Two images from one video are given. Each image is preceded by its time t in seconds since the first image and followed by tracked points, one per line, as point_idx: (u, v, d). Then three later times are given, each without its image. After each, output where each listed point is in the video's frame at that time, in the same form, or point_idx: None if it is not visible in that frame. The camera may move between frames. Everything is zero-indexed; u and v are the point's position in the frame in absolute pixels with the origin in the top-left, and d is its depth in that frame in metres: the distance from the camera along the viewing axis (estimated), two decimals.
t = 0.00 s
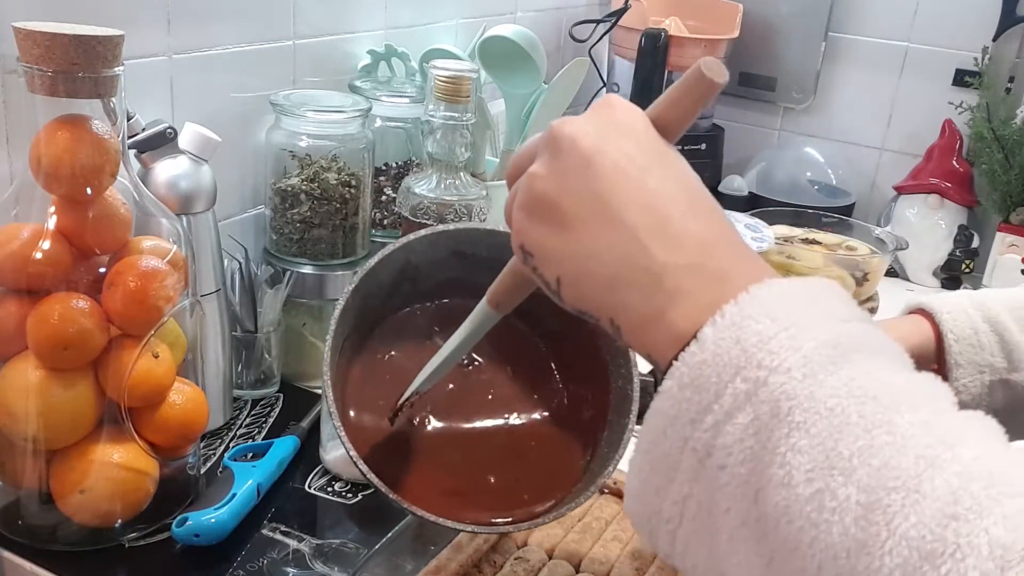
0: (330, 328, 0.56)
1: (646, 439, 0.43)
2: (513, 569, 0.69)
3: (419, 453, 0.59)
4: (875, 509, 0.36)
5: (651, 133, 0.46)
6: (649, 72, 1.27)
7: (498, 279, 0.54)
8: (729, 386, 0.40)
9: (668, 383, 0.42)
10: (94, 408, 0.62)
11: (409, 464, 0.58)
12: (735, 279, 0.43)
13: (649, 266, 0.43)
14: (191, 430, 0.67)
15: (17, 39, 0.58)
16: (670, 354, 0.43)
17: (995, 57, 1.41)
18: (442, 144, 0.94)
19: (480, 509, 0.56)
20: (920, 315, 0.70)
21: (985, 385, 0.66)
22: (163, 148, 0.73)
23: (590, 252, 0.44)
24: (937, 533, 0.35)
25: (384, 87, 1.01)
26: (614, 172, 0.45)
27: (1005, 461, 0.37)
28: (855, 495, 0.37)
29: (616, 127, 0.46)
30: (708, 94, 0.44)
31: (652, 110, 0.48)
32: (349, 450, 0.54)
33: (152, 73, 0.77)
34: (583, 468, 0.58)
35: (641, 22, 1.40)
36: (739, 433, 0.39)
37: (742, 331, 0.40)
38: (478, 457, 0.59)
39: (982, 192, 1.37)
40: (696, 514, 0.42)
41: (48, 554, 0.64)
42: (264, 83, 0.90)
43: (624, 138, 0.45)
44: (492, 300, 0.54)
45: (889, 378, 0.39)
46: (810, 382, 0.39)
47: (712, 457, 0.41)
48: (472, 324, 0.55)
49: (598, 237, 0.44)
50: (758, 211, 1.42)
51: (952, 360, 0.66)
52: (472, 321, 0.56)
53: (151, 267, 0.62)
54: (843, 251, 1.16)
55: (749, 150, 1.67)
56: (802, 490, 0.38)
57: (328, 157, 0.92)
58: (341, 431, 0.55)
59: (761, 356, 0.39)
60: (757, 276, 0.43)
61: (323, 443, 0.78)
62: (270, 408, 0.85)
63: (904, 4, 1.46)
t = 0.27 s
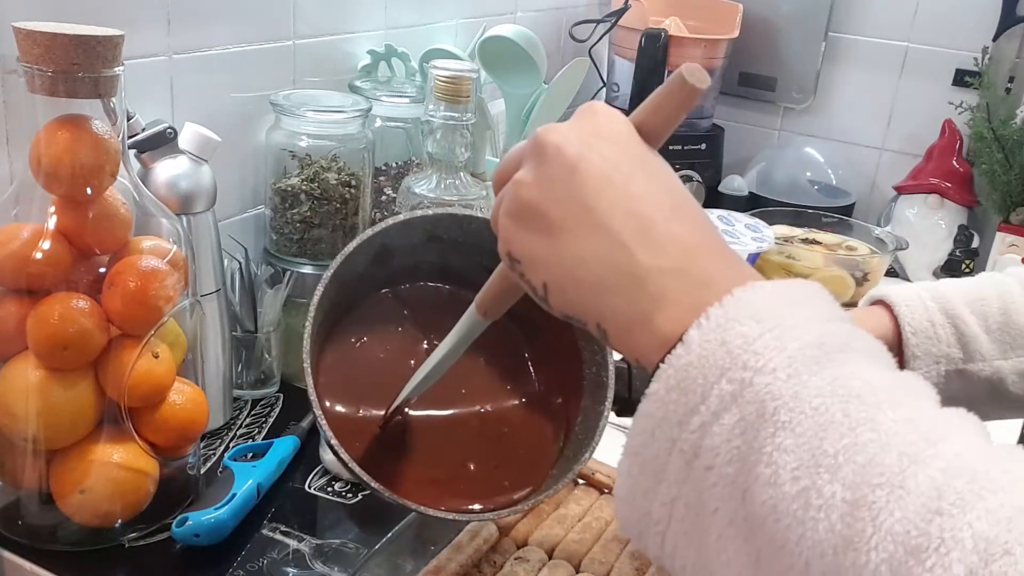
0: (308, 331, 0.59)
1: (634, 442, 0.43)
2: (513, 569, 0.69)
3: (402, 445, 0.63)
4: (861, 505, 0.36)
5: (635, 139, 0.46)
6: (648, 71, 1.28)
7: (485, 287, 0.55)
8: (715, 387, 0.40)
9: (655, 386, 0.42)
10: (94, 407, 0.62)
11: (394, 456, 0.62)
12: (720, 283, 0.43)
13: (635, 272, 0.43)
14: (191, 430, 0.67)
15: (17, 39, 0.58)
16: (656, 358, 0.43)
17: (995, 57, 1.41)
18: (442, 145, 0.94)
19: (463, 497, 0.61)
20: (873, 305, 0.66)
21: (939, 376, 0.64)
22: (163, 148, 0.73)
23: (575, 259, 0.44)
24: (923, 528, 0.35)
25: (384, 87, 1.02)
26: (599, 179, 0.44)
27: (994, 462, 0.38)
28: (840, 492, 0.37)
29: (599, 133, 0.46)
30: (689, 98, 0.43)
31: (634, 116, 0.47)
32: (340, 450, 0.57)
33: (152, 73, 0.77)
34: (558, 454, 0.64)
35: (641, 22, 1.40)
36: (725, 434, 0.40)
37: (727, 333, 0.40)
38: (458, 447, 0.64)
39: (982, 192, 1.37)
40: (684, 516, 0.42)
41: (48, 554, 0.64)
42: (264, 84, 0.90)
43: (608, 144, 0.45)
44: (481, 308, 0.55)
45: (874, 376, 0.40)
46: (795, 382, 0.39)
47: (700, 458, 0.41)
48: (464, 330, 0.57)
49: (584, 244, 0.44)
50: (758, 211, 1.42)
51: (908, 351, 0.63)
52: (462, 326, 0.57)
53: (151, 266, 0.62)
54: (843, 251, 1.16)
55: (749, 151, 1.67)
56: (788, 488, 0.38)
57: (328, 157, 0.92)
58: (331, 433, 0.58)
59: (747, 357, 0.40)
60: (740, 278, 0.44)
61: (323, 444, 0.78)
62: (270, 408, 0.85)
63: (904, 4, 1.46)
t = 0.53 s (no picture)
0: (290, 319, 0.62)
1: (622, 420, 0.44)
2: (513, 569, 0.68)
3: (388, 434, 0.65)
4: (842, 479, 0.37)
5: (620, 129, 0.47)
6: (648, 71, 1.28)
7: (471, 278, 0.55)
8: (699, 366, 0.40)
9: (640, 367, 0.43)
10: (94, 407, 0.62)
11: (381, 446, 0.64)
12: (702, 266, 0.44)
13: (620, 256, 0.44)
14: (191, 430, 0.67)
15: (17, 39, 0.58)
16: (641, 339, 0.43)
17: (995, 57, 1.41)
18: (442, 145, 0.94)
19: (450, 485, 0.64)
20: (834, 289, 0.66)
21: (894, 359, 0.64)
22: (163, 148, 0.73)
23: (561, 244, 0.45)
24: (902, 499, 0.36)
25: (384, 87, 1.02)
26: (583, 166, 0.45)
27: (978, 440, 0.38)
28: (822, 467, 0.37)
29: (584, 122, 0.47)
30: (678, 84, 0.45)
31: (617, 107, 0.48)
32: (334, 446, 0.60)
33: (152, 73, 0.77)
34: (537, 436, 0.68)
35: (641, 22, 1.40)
36: (710, 412, 0.40)
37: (712, 314, 0.41)
38: (441, 433, 0.67)
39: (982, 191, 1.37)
40: (669, 494, 0.43)
41: (48, 554, 0.64)
42: (264, 83, 0.90)
43: (593, 133, 0.46)
44: (466, 299, 0.56)
45: (863, 361, 0.40)
46: (777, 361, 0.39)
47: (685, 436, 0.41)
48: (451, 319, 0.58)
49: (570, 229, 0.45)
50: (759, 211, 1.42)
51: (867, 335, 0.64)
52: (450, 317, 0.58)
53: (151, 266, 0.62)
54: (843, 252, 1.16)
55: (749, 150, 1.67)
56: (771, 464, 0.38)
57: (328, 157, 0.92)
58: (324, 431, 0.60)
59: (730, 337, 0.40)
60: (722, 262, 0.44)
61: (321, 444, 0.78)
62: (271, 408, 0.85)
63: (905, 4, 1.46)
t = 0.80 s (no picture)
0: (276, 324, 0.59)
1: (617, 404, 0.43)
2: (513, 569, 0.68)
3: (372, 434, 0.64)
4: (839, 454, 0.36)
5: (612, 120, 0.47)
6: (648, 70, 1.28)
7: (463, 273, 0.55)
8: (696, 348, 0.40)
9: (638, 349, 0.42)
10: (94, 407, 0.62)
11: (368, 448, 0.63)
12: (697, 253, 0.43)
13: (615, 244, 0.43)
14: (191, 430, 0.67)
15: (17, 39, 0.58)
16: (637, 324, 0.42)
17: (995, 57, 1.41)
18: (443, 145, 0.94)
19: (441, 483, 0.63)
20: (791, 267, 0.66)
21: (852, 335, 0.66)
22: (163, 148, 0.73)
23: (555, 231, 0.44)
24: (897, 473, 0.35)
25: (384, 87, 1.02)
26: (578, 154, 0.45)
27: (982, 425, 0.37)
28: (819, 443, 0.37)
29: (577, 112, 0.46)
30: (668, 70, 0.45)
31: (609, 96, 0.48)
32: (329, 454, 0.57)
33: (152, 73, 0.77)
34: (520, 428, 0.67)
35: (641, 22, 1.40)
36: (706, 394, 0.40)
37: (707, 297, 0.41)
38: (424, 430, 0.65)
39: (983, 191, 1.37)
40: (667, 476, 0.42)
41: (48, 554, 0.64)
42: (264, 83, 0.90)
43: (588, 124, 0.46)
44: (457, 294, 0.56)
45: (862, 343, 0.39)
46: (773, 341, 0.39)
47: (682, 417, 0.40)
48: (443, 313, 0.58)
49: (565, 217, 0.44)
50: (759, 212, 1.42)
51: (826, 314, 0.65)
52: (439, 316, 0.58)
53: (151, 266, 0.62)
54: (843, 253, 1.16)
55: (749, 150, 1.67)
56: (768, 442, 0.38)
57: (328, 157, 0.92)
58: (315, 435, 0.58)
59: (725, 319, 0.40)
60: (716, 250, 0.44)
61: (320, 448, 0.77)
62: (271, 408, 0.85)
63: (905, 4, 1.46)
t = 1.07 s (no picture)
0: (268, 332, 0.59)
1: (619, 399, 0.43)
2: (513, 569, 0.68)
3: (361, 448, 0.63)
4: (845, 441, 0.36)
5: (606, 117, 0.47)
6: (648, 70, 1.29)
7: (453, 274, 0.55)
8: (699, 340, 0.40)
9: (639, 343, 0.42)
10: (94, 407, 0.62)
11: (358, 461, 0.62)
12: (695, 249, 0.43)
13: (613, 242, 0.43)
14: (191, 430, 0.67)
15: (17, 39, 0.58)
16: (637, 319, 0.42)
17: (995, 57, 1.41)
18: (442, 145, 0.94)
19: (436, 492, 0.62)
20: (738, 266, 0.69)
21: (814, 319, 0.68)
22: (163, 148, 0.73)
23: (553, 229, 0.44)
24: (903, 459, 0.35)
25: (384, 87, 1.02)
26: (574, 152, 0.45)
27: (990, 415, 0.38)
28: (824, 431, 0.37)
29: (573, 109, 0.46)
30: (662, 72, 0.45)
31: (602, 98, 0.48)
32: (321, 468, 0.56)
33: (152, 73, 0.77)
34: (507, 432, 0.67)
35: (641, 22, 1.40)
36: (710, 384, 0.39)
37: (709, 290, 0.40)
38: (411, 438, 0.65)
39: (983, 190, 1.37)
40: (670, 467, 0.41)
41: (48, 554, 0.64)
42: (264, 83, 0.90)
43: (584, 122, 0.46)
44: (447, 296, 0.55)
45: (863, 333, 0.40)
46: (775, 333, 0.39)
47: (686, 409, 0.40)
48: (431, 316, 0.58)
49: (563, 215, 0.44)
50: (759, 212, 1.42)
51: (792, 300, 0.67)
52: (428, 318, 0.58)
53: (151, 267, 0.62)
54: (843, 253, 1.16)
55: (749, 150, 1.67)
56: (773, 430, 0.37)
57: (328, 157, 0.92)
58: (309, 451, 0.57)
59: (728, 311, 0.40)
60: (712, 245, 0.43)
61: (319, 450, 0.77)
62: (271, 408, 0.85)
63: (905, 4, 1.46)
